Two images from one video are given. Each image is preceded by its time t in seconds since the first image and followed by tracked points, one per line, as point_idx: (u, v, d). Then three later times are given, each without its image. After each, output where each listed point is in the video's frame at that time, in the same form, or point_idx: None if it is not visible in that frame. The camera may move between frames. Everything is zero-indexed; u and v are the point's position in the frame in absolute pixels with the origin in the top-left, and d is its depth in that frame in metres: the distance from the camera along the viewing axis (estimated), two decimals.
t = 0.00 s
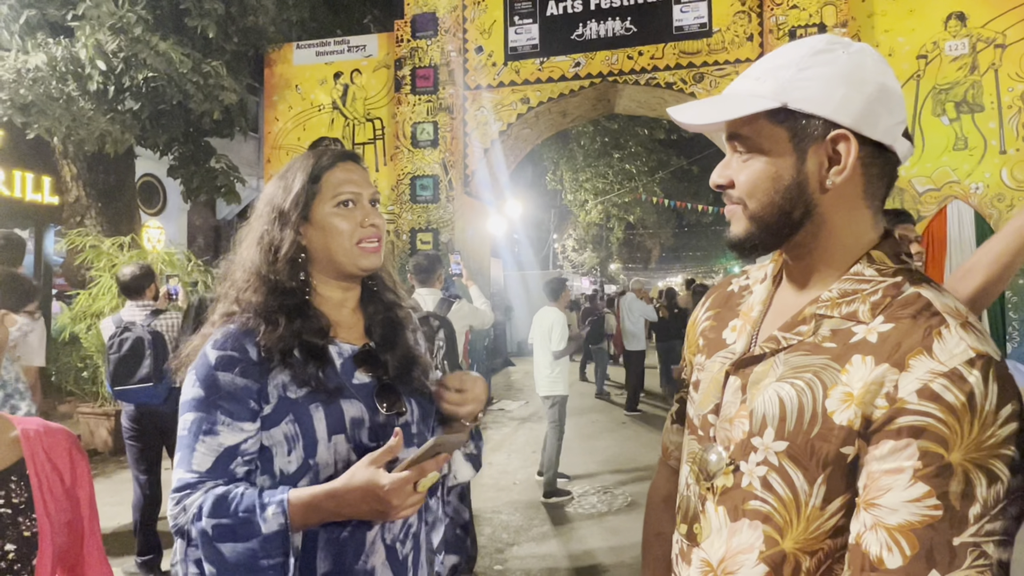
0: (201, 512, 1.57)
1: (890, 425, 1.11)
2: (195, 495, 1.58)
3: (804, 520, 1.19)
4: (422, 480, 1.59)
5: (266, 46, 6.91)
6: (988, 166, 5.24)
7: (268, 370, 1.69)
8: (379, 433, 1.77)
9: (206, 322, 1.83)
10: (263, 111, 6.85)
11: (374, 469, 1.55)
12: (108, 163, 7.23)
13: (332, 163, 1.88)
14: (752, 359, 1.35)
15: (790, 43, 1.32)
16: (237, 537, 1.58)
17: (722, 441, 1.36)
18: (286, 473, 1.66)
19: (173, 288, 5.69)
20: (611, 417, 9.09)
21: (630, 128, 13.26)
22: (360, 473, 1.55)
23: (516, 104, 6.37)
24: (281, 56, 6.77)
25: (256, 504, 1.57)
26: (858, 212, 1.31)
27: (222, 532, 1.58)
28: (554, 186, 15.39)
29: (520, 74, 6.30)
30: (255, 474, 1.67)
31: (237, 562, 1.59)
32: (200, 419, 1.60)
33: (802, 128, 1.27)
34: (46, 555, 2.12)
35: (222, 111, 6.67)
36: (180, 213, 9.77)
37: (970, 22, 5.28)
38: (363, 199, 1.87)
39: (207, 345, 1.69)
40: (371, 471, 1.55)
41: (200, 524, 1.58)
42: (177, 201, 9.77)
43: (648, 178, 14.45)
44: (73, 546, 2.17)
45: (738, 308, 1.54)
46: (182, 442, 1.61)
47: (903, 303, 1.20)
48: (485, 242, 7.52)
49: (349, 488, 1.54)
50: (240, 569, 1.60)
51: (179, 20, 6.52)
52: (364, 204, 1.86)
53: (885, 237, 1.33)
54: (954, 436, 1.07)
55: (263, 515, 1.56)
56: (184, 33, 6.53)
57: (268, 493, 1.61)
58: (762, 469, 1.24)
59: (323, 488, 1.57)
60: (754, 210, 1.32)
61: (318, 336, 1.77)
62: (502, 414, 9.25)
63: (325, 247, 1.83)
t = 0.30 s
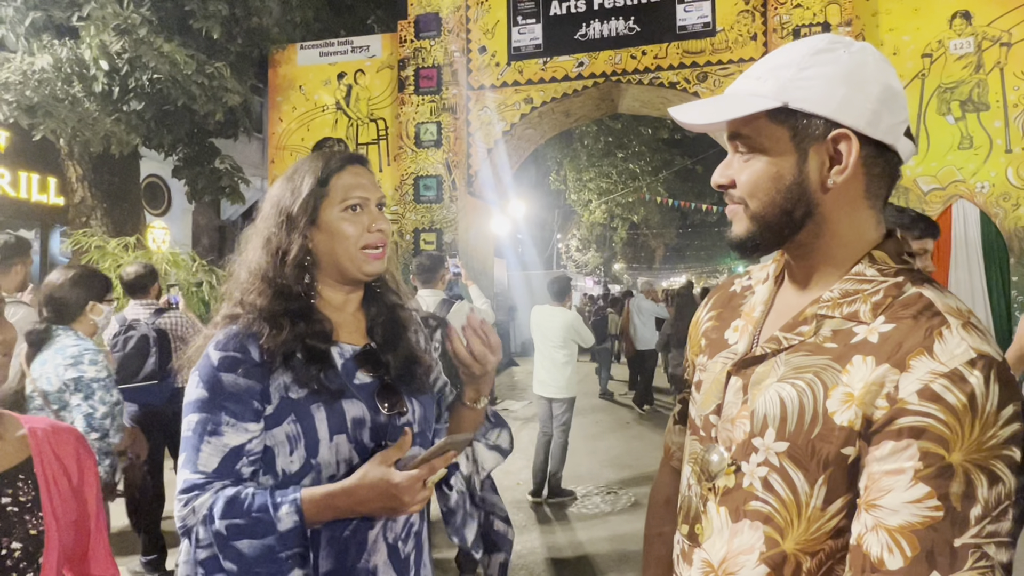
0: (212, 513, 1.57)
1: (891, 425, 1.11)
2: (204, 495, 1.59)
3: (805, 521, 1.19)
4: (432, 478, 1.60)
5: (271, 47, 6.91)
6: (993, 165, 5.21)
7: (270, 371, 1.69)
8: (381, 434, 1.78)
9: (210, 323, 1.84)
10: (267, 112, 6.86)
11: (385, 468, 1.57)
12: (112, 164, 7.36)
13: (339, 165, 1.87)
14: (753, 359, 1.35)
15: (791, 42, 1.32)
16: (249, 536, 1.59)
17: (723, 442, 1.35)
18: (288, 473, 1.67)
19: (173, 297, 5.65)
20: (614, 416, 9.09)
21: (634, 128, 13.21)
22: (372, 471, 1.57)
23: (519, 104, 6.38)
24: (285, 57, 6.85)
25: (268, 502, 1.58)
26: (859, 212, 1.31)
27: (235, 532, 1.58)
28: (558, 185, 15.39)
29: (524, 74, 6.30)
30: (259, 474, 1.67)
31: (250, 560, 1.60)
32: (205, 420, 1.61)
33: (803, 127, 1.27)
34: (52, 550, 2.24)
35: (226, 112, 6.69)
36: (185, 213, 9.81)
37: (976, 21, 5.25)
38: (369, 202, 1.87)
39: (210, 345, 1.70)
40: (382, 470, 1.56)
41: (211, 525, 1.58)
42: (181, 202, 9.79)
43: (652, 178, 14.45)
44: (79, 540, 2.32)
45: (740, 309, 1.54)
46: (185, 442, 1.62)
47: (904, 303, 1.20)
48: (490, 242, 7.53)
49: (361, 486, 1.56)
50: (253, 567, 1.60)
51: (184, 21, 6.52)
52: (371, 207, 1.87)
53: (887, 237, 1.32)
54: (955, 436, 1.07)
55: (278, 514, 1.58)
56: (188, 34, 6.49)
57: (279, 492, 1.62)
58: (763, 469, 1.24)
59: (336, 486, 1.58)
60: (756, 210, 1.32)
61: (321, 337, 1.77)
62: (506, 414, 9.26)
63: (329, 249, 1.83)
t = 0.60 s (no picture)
0: (211, 513, 1.58)
1: (890, 427, 1.11)
2: (203, 494, 1.59)
3: (805, 522, 1.19)
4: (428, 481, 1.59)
5: (275, 48, 6.91)
6: (998, 164, 5.20)
7: (271, 372, 1.70)
8: (382, 434, 1.78)
9: (212, 324, 1.85)
10: (271, 113, 6.89)
11: (381, 471, 1.55)
12: (117, 167, 7.39)
13: (338, 166, 1.88)
14: (754, 359, 1.35)
15: (792, 43, 1.32)
16: (247, 536, 1.59)
17: (723, 442, 1.35)
18: (289, 474, 1.68)
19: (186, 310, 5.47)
20: (618, 416, 9.10)
21: (638, 128, 13.23)
22: (367, 474, 1.55)
23: (523, 105, 6.38)
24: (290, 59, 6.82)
25: (267, 502, 1.58)
26: (859, 213, 1.30)
27: (233, 532, 1.59)
28: (562, 186, 15.39)
29: (527, 75, 6.31)
30: (259, 474, 1.68)
31: (248, 560, 1.60)
32: (205, 419, 1.61)
33: (804, 127, 1.27)
34: (58, 553, 2.10)
35: (230, 114, 6.73)
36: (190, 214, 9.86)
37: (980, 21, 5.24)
38: (370, 202, 1.88)
39: (212, 346, 1.70)
40: (377, 473, 1.54)
41: (210, 524, 1.59)
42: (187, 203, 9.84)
43: (656, 179, 14.45)
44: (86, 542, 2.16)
45: (741, 309, 1.54)
46: (187, 442, 1.62)
47: (905, 304, 1.20)
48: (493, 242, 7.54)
49: (357, 489, 1.55)
50: (251, 567, 1.61)
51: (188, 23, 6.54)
52: (371, 207, 1.88)
53: (888, 238, 1.32)
54: (955, 438, 1.06)
55: (273, 515, 1.57)
56: (193, 36, 6.49)
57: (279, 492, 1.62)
58: (763, 470, 1.24)
59: (334, 488, 1.57)
60: (756, 209, 1.32)
61: (322, 339, 1.77)
62: (510, 414, 9.27)
63: (330, 250, 1.84)
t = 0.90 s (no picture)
0: (211, 513, 1.58)
1: (891, 428, 1.11)
2: (204, 495, 1.59)
3: (805, 523, 1.19)
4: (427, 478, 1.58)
5: (278, 49, 6.90)
6: (1002, 164, 5.18)
7: (273, 372, 1.70)
8: (382, 435, 1.78)
9: (213, 324, 1.85)
10: (274, 114, 6.90)
11: (380, 470, 1.55)
12: (121, 167, 7.35)
13: (337, 166, 1.88)
14: (754, 360, 1.35)
15: (789, 43, 1.32)
16: (248, 538, 1.59)
17: (723, 443, 1.35)
18: (290, 474, 1.68)
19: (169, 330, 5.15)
20: (621, 417, 9.09)
21: (640, 127, 13.60)
22: (366, 473, 1.55)
23: (525, 105, 6.38)
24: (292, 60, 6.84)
25: (268, 503, 1.59)
26: (859, 213, 1.30)
27: (234, 533, 1.59)
28: (565, 186, 15.38)
29: (530, 75, 6.31)
30: (261, 474, 1.68)
31: (249, 561, 1.60)
32: (206, 420, 1.61)
33: (800, 129, 1.26)
34: (61, 553, 2.26)
35: (234, 114, 6.74)
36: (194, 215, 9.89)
37: (984, 20, 5.22)
38: (369, 202, 1.88)
39: (213, 347, 1.70)
40: (376, 472, 1.54)
41: (211, 525, 1.59)
42: (190, 203, 9.87)
43: (659, 178, 14.46)
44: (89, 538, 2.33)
45: (741, 309, 1.53)
46: (188, 443, 1.62)
47: (906, 305, 1.20)
48: (495, 242, 7.54)
49: (356, 488, 1.55)
50: (251, 567, 1.60)
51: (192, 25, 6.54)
52: (371, 207, 1.88)
53: (887, 238, 1.32)
54: (955, 440, 1.06)
55: (274, 515, 1.58)
56: (196, 37, 6.49)
57: (279, 493, 1.63)
58: (763, 471, 1.23)
59: (333, 488, 1.57)
60: (754, 210, 1.32)
61: (323, 340, 1.77)
62: (513, 414, 9.26)
63: (332, 250, 1.84)
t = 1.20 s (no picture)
0: (214, 512, 1.58)
1: (893, 424, 1.10)
2: (206, 494, 1.59)
3: (808, 521, 1.18)
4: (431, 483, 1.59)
5: (279, 48, 6.90)
6: (1007, 162, 5.17)
7: (274, 370, 1.70)
8: (384, 433, 1.77)
9: (213, 323, 1.85)
10: (276, 114, 6.90)
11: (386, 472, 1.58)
12: (123, 167, 7.29)
13: (336, 164, 1.88)
14: (755, 358, 1.34)
15: (789, 39, 1.31)
16: (249, 537, 1.59)
17: (726, 440, 1.34)
18: (292, 473, 1.67)
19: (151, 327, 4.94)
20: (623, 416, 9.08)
21: (642, 127, 13.34)
22: (372, 475, 1.57)
23: (528, 104, 6.38)
24: (294, 59, 6.85)
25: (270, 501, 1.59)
26: (861, 209, 1.30)
27: (236, 532, 1.59)
28: (567, 185, 15.36)
29: (532, 74, 6.30)
30: (262, 473, 1.68)
31: (250, 561, 1.59)
32: (208, 419, 1.61)
33: (800, 123, 1.26)
34: (63, 553, 2.15)
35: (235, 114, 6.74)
36: (196, 214, 9.89)
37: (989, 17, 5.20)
38: (368, 199, 1.87)
39: (214, 345, 1.70)
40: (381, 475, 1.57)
41: (213, 524, 1.59)
42: (192, 203, 9.87)
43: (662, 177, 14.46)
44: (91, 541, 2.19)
45: (743, 306, 1.53)
46: (189, 441, 1.63)
47: (907, 300, 1.19)
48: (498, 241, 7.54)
49: (361, 490, 1.56)
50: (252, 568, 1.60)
51: (194, 25, 6.52)
52: (370, 204, 1.87)
53: (890, 233, 1.31)
54: (957, 435, 1.06)
55: (277, 515, 1.57)
56: (198, 36, 6.49)
57: (281, 493, 1.62)
58: (765, 469, 1.23)
59: (337, 489, 1.58)
60: (755, 206, 1.31)
61: (323, 338, 1.77)
62: (515, 414, 9.25)
63: (332, 248, 1.83)
